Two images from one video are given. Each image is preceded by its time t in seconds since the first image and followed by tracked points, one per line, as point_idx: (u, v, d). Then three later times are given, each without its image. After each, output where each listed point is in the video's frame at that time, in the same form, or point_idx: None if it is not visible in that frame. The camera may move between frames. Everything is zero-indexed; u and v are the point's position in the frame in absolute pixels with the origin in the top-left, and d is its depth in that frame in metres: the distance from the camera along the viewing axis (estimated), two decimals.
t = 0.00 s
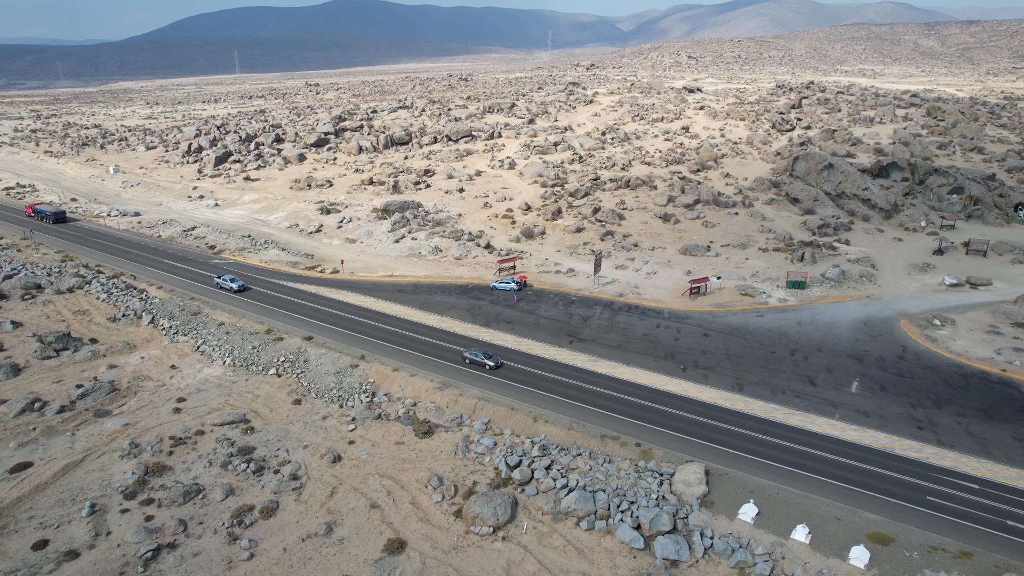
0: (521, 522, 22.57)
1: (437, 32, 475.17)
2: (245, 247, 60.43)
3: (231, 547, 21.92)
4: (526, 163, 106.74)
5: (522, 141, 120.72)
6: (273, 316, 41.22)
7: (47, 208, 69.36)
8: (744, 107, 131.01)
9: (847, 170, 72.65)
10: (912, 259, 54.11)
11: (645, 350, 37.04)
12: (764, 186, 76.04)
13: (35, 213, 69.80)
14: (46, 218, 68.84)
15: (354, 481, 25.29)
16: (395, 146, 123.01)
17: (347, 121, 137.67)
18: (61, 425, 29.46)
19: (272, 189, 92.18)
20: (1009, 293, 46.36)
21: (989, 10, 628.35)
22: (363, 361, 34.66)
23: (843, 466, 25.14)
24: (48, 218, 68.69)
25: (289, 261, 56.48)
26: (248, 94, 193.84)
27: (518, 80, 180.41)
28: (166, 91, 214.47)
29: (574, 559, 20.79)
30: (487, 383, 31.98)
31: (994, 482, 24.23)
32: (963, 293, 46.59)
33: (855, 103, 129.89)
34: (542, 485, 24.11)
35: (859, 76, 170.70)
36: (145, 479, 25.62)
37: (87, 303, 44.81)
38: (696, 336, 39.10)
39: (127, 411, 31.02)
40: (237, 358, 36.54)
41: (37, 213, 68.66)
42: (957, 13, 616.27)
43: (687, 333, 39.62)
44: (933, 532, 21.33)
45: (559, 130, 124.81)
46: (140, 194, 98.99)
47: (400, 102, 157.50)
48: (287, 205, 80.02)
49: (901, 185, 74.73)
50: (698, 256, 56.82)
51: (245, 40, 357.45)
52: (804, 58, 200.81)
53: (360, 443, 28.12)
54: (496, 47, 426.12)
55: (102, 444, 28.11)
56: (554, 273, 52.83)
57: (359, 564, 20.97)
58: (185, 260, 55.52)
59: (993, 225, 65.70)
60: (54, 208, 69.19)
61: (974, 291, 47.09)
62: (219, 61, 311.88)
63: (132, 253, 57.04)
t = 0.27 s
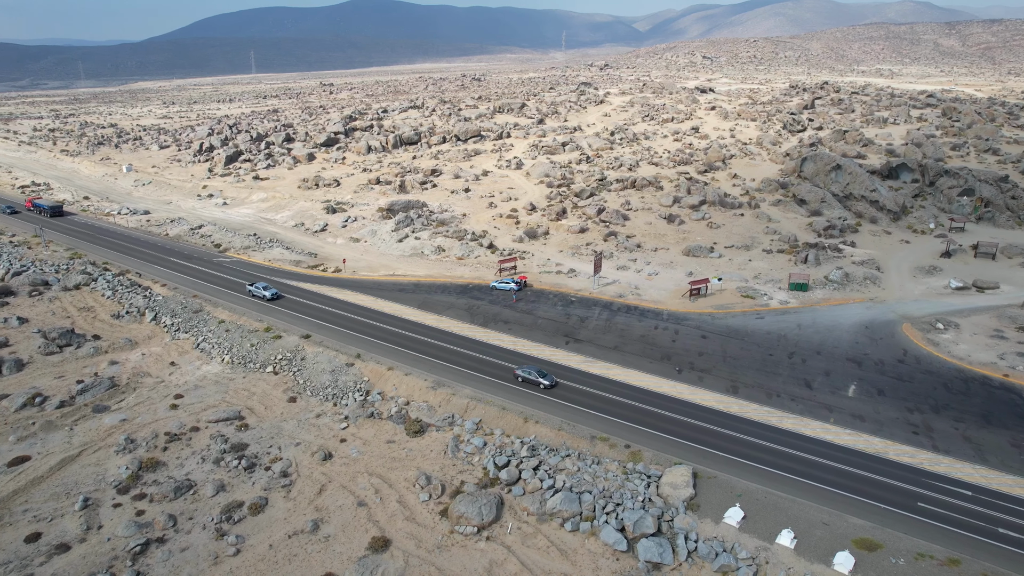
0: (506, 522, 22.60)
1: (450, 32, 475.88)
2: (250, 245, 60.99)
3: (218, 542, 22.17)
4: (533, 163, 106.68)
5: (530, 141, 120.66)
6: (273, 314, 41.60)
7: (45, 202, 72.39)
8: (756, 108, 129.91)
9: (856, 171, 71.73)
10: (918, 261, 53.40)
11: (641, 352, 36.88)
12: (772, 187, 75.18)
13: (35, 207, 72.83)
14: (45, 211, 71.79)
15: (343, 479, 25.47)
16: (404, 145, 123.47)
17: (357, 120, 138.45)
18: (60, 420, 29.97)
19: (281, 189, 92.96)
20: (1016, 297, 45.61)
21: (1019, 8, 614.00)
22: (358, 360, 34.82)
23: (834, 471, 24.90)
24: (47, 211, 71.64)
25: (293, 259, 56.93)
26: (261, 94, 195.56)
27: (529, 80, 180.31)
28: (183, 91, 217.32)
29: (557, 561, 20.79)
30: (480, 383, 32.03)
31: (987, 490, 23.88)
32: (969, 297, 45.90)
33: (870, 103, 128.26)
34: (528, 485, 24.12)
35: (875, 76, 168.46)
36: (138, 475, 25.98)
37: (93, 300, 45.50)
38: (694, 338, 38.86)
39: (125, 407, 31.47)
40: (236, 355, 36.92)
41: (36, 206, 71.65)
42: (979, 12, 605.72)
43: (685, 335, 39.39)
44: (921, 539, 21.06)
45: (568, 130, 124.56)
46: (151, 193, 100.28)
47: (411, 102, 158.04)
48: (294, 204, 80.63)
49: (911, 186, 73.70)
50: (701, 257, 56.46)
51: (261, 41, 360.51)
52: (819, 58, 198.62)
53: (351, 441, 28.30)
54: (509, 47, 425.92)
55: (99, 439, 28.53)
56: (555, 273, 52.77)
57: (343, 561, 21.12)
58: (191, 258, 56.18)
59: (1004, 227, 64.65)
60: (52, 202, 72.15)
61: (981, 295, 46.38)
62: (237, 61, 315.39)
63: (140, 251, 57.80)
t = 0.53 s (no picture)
0: (491, 522, 22.64)
1: (464, 32, 476.43)
2: (255, 244, 61.55)
3: (206, 537, 22.44)
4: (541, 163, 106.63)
5: (539, 141, 120.58)
6: (273, 313, 42.00)
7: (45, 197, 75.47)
8: (768, 108, 128.74)
9: (864, 173, 70.56)
10: (925, 264, 52.66)
11: (637, 353, 36.73)
12: (779, 188, 74.46)
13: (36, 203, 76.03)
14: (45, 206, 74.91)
15: (333, 477, 25.65)
16: (413, 145, 123.93)
17: (368, 120, 139.20)
18: (59, 415, 30.48)
19: (289, 188, 93.74)
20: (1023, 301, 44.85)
21: None
22: (354, 358, 35.05)
23: (825, 475, 24.68)
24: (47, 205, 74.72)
25: (296, 258, 57.38)
26: (274, 94, 197.29)
27: (540, 80, 180.11)
28: (198, 91, 219.92)
29: (540, 561, 20.80)
30: (473, 383, 32.10)
31: (981, 497, 23.52)
32: (975, 300, 45.21)
33: (885, 103, 126.53)
34: (515, 486, 24.14)
35: (892, 76, 166.08)
36: (132, 469, 26.34)
37: (98, 297, 46.18)
38: (691, 340, 38.63)
39: (124, 402, 31.92)
40: (235, 352, 37.31)
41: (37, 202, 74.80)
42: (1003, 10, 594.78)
43: (683, 336, 39.18)
44: (909, 546, 20.81)
45: (577, 130, 124.30)
46: (163, 191, 101.59)
47: (422, 102, 158.55)
48: (301, 203, 81.25)
49: (921, 187, 72.50)
50: (704, 258, 56.11)
51: (276, 41, 363.42)
52: (836, 58, 196.31)
53: (343, 439, 28.48)
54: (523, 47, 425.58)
55: (96, 434, 28.97)
56: (557, 273, 52.70)
57: (327, 558, 21.28)
58: (196, 256, 56.85)
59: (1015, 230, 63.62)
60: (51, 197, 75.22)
61: (987, 298, 45.66)
62: (253, 61, 318.56)
63: (147, 249, 58.56)
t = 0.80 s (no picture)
0: (476, 522, 22.70)
1: (478, 32, 476.76)
2: (260, 242, 62.12)
3: (194, 532, 22.72)
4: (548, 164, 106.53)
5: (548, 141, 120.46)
6: (273, 311, 42.39)
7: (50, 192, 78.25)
8: (780, 109, 127.45)
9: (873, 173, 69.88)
10: (931, 267, 51.91)
11: (634, 354, 36.58)
12: (786, 189, 73.84)
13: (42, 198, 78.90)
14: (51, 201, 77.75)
15: (322, 474, 25.84)
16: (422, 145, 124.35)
17: (378, 120, 139.89)
18: (59, 409, 31.02)
19: (298, 187, 94.50)
20: None
21: None
22: (350, 357, 35.26)
23: (815, 480, 24.41)
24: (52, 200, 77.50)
25: (300, 257, 57.84)
26: (288, 94, 198.97)
27: (553, 81, 179.79)
28: (214, 91, 222.37)
29: (522, 562, 20.82)
30: (467, 382, 32.19)
31: (973, 504, 23.15)
32: (981, 304, 44.47)
33: (901, 104, 124.65)
34: (502, 486, 24.17)
35: (910, 76, 163.53)
36: (127, 464, 26.74)
37: (104, 294, 46.90)
38: (689, 341, 38.39)
39: (123, 398, 32.41)
40: (234, 350, 37.71)
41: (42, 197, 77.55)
42: None
43: (680, 337, 38.97)
44: (896, 553, 20.56)
45: (586, 130, 123.93)
46: (175, 190, 102.90)
47: (433, 102, 158.94)
48: (309, 203, 81.87)
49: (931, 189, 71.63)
50: (707, 259, 55.74)
51: (292, 42, 366.12)
52: (853, 58, 193.66)
53: (335, 437, 28.68)
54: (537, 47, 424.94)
55: (94, 429, 29.45)
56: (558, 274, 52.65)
57: (312, 555, 21.46)
58: (202, 254, 57.52)
59: None
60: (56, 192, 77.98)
61: (994, 302, 44.89)
62: (269, 61, 321.21)
63: (154, 247, 59.35)
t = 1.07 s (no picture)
0: (460, 521, 22.78)
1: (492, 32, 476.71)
2: (265, 241, 62.71)
3: (183, 527, 23.03)
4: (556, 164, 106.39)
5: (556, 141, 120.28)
6: (274, 309, 42.79)
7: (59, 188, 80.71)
8: (793, 109, 126.14)
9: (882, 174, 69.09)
10: (938, 270, 51.16)
11: (629, 355, 36.48)
12: (794, 190, 73.17)
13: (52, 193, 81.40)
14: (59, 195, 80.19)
15: (311, 471, 26.06)
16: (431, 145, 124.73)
17: (389, 120, 140.53)
18: (59, 404, 31.57)
19: (306, 186, 95.23)
20: None
21: None
22: (346, 355, 35.48)
23: (804, 484, 24.19)
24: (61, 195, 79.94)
25: (304, 255, 58.32)
26: (301, 94, 200.56)
27: (564, 81, 179.42)
28: (229, 90, 224.65)
29: (503, 562, 20.86)
30: (460, 382, 32.28)
31: (965, 511, 22.78)
32: (987, 308, 43.74)
33: (916, 105, 122.81)
34: (488, 486, 24.22)
35: (928, 77, 160.96)
36: (122, 458, 27.15)
37: (110, 291, 47.64)
38: (686, 343, 38.19)
39: (121, 393, 32.89)
40: (233, 347, 38.11)
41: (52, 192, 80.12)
42: None
43: (677, 339, 38.79)
44: (881, 559, 20.35)
45: (595, 130, 123.55)
46: (186, 188, 104.20)
47: (443, 102, 159.28)
48: (316, 202, 82.47)
49: (942, 191, 70.67)
50: (710, 260, 55.40)
51: (308, 42, 368.62)
52: (870, 58, 190.99)
53: (327, 435, 28.88)
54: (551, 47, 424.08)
55: (91, 424, 29.92)
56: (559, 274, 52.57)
57: (296, 551, 21.67)
58: (207, 252, 58.17)
59: None
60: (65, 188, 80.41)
61: (1000, 306, 44.14)
62: (284, 61, 323.72)
63: (161, 245, 60.16)
